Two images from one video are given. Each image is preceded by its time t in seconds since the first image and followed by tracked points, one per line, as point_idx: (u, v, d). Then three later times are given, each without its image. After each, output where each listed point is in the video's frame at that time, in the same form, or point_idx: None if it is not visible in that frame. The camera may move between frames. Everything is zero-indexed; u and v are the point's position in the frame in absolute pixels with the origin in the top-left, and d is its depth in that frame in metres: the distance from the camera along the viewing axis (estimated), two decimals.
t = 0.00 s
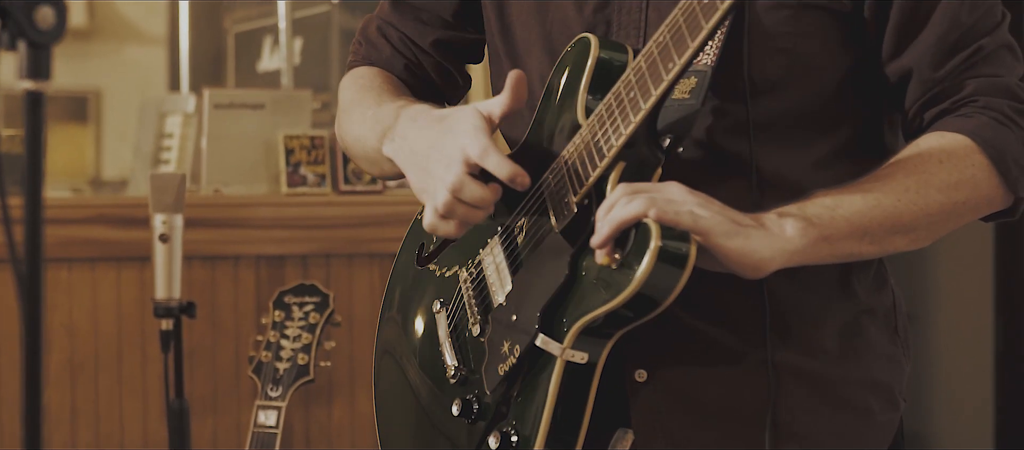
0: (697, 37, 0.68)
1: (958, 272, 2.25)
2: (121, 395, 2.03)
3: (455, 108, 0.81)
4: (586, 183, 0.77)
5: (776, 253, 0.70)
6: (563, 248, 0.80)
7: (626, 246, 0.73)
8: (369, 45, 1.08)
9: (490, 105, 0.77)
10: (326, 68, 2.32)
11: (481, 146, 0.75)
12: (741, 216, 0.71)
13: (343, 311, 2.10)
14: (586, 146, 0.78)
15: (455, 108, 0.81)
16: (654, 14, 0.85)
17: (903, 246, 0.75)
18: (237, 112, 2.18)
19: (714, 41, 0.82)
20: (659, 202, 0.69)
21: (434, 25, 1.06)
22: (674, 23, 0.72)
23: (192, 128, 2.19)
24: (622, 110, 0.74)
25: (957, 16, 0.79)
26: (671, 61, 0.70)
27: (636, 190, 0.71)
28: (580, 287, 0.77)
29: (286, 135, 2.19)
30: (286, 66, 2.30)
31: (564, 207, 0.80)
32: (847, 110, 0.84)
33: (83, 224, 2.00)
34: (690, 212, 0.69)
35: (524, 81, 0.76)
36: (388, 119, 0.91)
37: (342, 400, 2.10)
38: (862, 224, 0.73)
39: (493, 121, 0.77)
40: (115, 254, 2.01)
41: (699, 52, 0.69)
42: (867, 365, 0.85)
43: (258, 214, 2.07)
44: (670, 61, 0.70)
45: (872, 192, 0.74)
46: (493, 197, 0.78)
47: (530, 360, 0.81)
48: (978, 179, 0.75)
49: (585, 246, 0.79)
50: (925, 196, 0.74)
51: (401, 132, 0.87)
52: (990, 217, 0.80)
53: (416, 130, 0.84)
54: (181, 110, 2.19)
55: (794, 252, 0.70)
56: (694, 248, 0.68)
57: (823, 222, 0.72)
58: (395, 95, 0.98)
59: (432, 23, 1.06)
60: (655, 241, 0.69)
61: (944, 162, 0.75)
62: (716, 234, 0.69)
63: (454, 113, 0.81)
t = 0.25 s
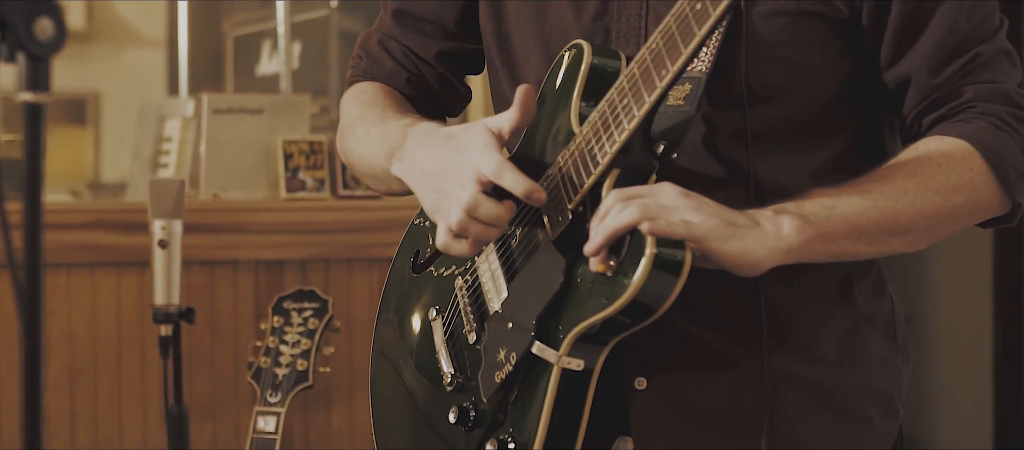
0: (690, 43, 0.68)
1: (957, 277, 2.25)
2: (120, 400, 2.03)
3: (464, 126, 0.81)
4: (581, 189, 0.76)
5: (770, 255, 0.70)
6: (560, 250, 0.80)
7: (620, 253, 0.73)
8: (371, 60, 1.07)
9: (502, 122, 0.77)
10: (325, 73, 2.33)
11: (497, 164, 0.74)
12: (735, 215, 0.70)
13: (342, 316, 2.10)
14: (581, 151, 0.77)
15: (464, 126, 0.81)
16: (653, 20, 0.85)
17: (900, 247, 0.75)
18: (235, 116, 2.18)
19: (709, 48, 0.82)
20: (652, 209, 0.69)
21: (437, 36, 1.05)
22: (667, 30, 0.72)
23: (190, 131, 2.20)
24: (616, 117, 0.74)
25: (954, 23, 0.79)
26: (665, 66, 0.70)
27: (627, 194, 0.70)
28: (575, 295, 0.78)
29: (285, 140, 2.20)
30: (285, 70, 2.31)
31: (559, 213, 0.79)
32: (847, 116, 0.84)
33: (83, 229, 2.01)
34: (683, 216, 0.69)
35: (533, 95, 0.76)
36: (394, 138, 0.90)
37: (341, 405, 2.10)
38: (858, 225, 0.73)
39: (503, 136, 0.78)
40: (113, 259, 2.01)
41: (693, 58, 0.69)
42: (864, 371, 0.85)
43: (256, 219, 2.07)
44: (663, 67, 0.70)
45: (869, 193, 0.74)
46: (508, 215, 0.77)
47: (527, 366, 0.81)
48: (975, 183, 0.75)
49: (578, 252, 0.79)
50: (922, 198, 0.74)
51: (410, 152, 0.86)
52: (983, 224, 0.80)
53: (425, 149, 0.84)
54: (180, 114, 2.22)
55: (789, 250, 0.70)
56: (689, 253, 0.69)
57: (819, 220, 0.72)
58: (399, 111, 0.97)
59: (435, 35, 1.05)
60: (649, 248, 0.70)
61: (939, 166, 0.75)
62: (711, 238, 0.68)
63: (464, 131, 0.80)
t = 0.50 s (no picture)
0: (688, 53, 0.67)
1: (956, 280, 2.25)
2: (120, 404, 2.03)
3: (468, 139, 0.81)
4: (579, 198, 0.76)
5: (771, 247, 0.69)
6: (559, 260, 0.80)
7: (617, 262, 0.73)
8: (374, 73, 1.06)
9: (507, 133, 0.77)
10: (324, 76, 2.33)
11: (506, 175, 0.74)
12: (737, 212, 0.69)
13: (342, 321, 2.11)
14: (579, 160, 0.77)
15: (468, 139, 0.81)
16: (652, 28, 0.85)
17: (899, 245, 0.75)
18: (234, 121, 2.18)
19: (707, 56, 0.81)
20: (648, 222, 0.68)
21: (440, 46, 1.04)
22: (666, 39, 0.72)
23: (189, 134, 2.20)
24: (615, 126, 0.74)
25: (954, 29, 0.79)
26: (663, 76, 0.70)
27: (625, 205, 0.70)
28: (574, 305, 0.78)
29: (284, 144, 2.20)
30: (284, 74, 2.30)
31: (558, 222, 0.79)
32: (847, 123, 0.84)
33: (82, 234, 2.01)
34: (680, 225, 0.68)
35: (536, 105, 0.76)
36: (399, 154, 0.90)
37: (340, 409, 2.10)
38: (859, 222, 0.72)
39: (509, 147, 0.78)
40: (112, 264, 2.01)
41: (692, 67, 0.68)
42: (864, 377, 0.85)
43: (256, 224, 2.07)
44: (662, 77, 0.70)
45: (873, 191, 0.74)
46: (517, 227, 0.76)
47: (527, 375, 0.81)
48: (977, 185, 0.75)
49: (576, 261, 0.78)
50: (923, 197, 0.74)
51: (414, 167, 0.86)
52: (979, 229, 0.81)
53: (431, 163, 0.83)
54: (180, 118, 2.21)
55: (790, 241, 0.70)
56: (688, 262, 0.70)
57: (820, 214, 0.71)
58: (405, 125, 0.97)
59: (439, 46, 1.04)
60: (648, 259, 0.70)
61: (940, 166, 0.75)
62: (711, 243, 0.68)
63: (470, 144, 0.80)
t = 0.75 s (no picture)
0: (692, 64, 0.68)
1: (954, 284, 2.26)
2: (120, 409, 2.03)
3: (471, 147, 0.81)
4: (582, 208, 0.77)
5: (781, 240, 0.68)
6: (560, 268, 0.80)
7: (622, 273, 0.73)
8: (378, 87, 1.06)
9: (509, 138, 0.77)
10: (324, 81, 2.33)
11: (510, 182, 0.73)
12: (751, 203, 0.67)
13: (342, 326, 2.11)
14: (582, 169, 0.78)
15: (471, 147, 0.80)
16: (652, 37, 0.86)
17: (901, 241, 0.74)
18: (233, 126, 2.19)
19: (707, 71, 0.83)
20: (653, 237, 0.68)
21: (443, 58, 1.04)
22: (669, 49, 0.72)
23: (189, 139, 2.21)
24: (617, 136, 0.74)
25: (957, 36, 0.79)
26: (667, 86, 0.70)
27: (631, 216, 0.70)
28: (577, 314, 0.78)
29: (284, 150, 2.21)
30: (283, 78, 2.31)
31: (561, 232, 0.79)
32: (847, 131, 0.84)
33: (82, 240, 2.01)
34: (685, 232, 0.67)
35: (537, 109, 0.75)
36: (405, 167, 0.90)
37: (340, 414, 2.10)
38: (865, 212, 0.71)
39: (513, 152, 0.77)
40: (111, 270, 2.01)
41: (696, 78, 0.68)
42: (864, 384, 0.85)
43: (254, 229, 2.08)
44: (666, 87, 0.70)
45: (880, 183, 0.73)
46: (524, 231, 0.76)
47: (529, 385, 0.81)
48: (981, 185, 0.74)
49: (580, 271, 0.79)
50: (929, 195, 0.73)
51: (420, 179, 0.86)
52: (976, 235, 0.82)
53: (435, 173, 0.83)
54: (180, 122, 2.22)
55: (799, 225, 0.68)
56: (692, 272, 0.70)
57: (831, 201, 0.70)
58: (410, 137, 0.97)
59: (441, 57, 1.04)
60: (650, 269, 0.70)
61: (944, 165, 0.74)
62: (720, 246, 0.66)
63: (475, 152, 0.79)
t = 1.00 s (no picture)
0: (700, 75, 0.67)
1: (953, 287, 2.26)
2: (120, 414, 2.03)
3: (476, 158, 0.81)
4: (587, 218, 0.77)
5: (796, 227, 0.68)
6: (564, 280, 0.81)
7: (630, 284, 0.73)
8: (380, 99, 1.07)
9: (513, 148, 0.77)
10: (323, 85, 2.33)
11: (518, 192, 0.74)
12: (773, 188, 0.67)
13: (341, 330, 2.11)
14: (588, 179, 0.78)
15: (476, 158, 0.81)
16: (652, 45, 0.86)
17: (906, 238, 0.75)
18: (232, 130, 2.20)
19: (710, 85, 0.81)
20: (672, 234, 0.67)
21: (444, 69, 1.04)
22: (677, 59, 0.71)
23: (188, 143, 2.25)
24: (624, 145, 0.74)
25: (957, 45, 0.79)
26: (674, 97, 0.70)
27: (646, 211, 0.68)
28: (582, 324, 0.78)
29: (284, 155, 2.21)
30: (282, 81, 2.31)
31: (566, 240, 0.79)
32: (847, 137, 0.84)
33: (82, 245, 2.01)
34: (704, 225, 0.66)
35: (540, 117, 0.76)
36: (410, 180, 0.90)
37: (340, 417, 2.10)
38: (880, 205, 0.72)
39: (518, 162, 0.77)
40: (111, 274, 2.01)
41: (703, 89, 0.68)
42: (865, 391, 0.85)
43: (254, 233, 2.08)
44: (673, 98, 0.70)
45: (894, 180, 0.73)
46: (531, 241, 0.76)
47: (532, 393, 0.81)
48: (986, 187, 0.75)
49: (585, 280, 0.79)
50: (939, 194, 0.73)
51: (425, 192, 0.86)
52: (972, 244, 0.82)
53: (441, 185, 0.84)
54: (179, 126, 2.26)
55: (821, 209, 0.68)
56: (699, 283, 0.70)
57: (850, 190, 0.71)
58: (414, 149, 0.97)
59: (442, 68, 1.04)
60: (659, 279, 0.70)
61: (953, 166, 0.75)
62: (740, 234, 0.66)
63: (480, 163, 0.80)
